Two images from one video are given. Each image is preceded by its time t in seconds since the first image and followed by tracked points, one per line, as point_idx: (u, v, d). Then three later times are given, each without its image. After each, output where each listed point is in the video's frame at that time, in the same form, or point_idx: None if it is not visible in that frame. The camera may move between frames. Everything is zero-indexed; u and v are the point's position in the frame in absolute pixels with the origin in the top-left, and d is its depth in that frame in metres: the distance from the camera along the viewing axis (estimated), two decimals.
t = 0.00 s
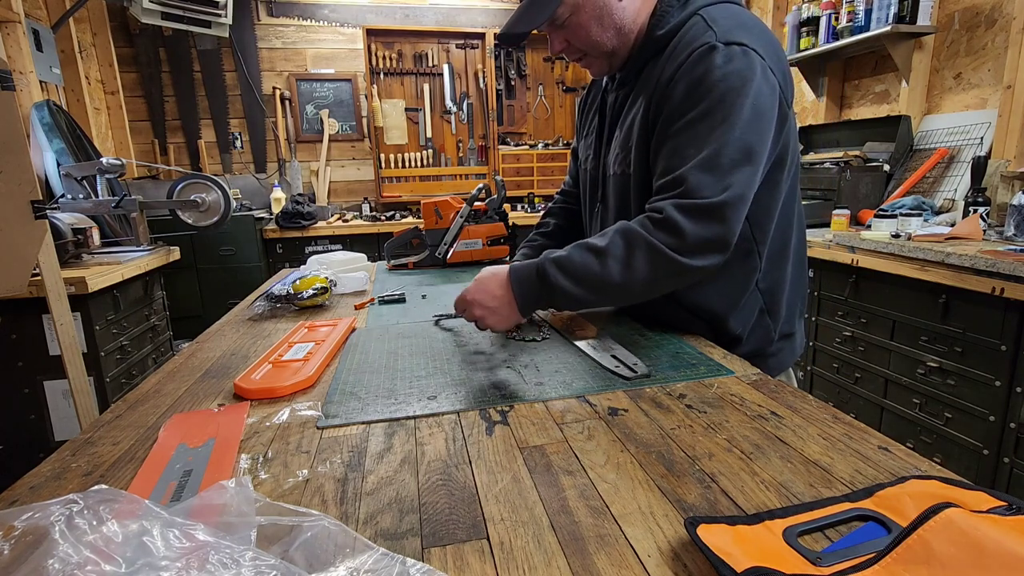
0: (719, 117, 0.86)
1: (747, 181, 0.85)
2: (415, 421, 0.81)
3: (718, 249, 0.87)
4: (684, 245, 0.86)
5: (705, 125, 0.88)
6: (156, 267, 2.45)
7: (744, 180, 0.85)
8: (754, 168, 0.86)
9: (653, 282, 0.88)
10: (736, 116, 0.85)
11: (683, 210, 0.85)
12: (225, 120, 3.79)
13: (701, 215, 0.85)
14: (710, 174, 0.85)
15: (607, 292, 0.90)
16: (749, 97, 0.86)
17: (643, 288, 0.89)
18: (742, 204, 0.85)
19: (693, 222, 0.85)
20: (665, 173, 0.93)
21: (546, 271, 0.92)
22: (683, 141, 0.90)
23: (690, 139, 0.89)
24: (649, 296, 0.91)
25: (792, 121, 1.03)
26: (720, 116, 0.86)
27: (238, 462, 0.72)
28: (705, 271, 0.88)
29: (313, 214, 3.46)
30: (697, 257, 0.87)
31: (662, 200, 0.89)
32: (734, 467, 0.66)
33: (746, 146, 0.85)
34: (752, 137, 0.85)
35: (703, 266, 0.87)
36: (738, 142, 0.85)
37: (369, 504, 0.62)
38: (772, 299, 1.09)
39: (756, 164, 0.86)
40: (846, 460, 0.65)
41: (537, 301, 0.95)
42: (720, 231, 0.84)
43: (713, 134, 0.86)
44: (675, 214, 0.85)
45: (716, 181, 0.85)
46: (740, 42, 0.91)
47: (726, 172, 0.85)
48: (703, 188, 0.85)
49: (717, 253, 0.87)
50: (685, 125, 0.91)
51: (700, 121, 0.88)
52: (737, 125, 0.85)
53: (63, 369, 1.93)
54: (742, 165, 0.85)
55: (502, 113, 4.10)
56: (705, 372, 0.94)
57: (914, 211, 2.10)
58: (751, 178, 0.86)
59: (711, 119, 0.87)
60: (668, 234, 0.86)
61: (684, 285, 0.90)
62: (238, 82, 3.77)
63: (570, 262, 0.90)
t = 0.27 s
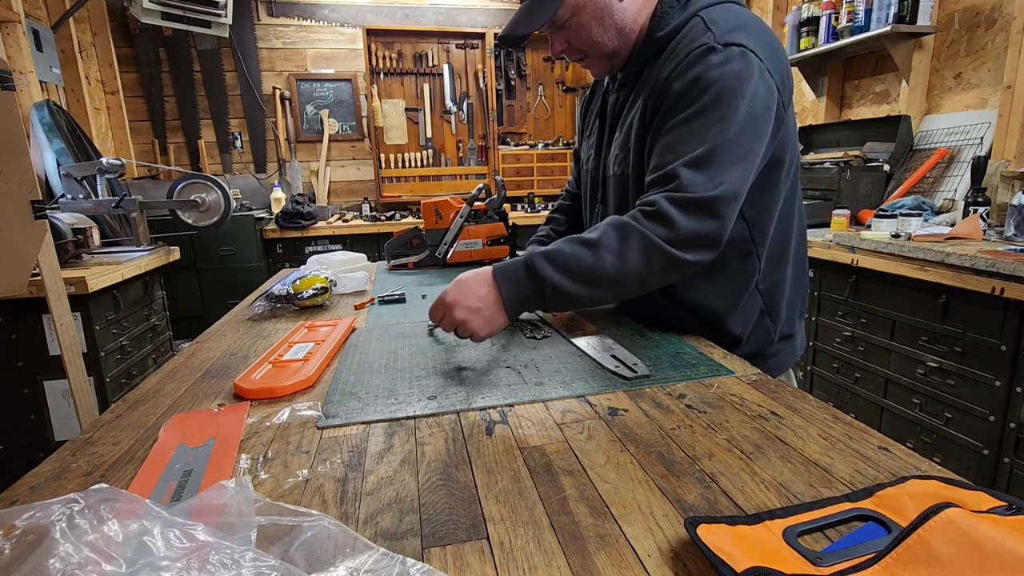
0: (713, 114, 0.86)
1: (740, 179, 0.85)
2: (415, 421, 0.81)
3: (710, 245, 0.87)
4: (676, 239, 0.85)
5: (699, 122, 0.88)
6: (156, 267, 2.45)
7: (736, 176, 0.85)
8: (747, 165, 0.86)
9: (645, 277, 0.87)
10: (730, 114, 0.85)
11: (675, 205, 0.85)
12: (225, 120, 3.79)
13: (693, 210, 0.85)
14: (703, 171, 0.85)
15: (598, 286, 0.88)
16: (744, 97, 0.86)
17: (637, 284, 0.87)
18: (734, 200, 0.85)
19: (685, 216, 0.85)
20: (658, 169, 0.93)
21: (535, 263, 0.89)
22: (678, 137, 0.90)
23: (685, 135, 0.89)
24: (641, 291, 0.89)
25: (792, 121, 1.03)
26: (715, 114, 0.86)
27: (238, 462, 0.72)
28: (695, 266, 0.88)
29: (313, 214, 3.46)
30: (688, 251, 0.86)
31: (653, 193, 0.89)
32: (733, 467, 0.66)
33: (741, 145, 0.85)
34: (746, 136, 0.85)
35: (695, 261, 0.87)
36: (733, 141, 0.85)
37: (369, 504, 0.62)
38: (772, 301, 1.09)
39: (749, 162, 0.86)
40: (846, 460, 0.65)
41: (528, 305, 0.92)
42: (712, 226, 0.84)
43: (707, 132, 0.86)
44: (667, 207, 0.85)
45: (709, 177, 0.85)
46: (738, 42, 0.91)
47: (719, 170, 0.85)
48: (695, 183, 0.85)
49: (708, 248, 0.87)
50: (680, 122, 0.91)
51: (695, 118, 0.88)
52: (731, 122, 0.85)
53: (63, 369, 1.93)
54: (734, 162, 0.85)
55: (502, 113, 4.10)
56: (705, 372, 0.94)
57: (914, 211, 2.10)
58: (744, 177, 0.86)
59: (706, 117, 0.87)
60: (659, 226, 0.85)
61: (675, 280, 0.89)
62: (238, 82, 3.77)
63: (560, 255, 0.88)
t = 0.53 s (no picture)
0: (717, 113, 0.86)
1: (748, 176, 0.84)
2: (415, 421, 0.81)
3: (721, 244, 0.85)
4: (689, 241, 0.83)
5: (704, 122, 0.87)
6: (156, 267, 2.44)
7: (744, 174, 0.84)
8: (754, 163, 0.85)
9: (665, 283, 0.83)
10: (734, 112, 0.85)
11: (683, 206, 0.84)
12: (225, 120, 3.79)
13: (701, 210, 0.83)
14: (709, 171, 0.84)
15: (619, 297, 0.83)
16: (749, 95, 0.86)
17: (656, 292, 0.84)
18: (744, 199, 0.84)
19: (693, 216, 0.83)
20: (665, 171, 0.92)
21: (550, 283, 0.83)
22: (682, 138, 0.90)
23: (690, 136, 0.89)
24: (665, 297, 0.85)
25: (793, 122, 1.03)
26: (719, 114, 0.86)
27: (238, 462, 0.73)
28: (710, 268, 0.85)
29: (313, 214, 3.46)
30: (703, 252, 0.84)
31: (662, 197, 0.87)
32: (734, 467, 0.66)
33: (746, 144, 0.85)
34: (751, 136, 0.85)
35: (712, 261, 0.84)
36: (738, 141, 0.84)
37: (369, 504, 0.62)
38: (772, 301, 1.09)
39: (756, 161, 0.85)
40: (846, 460, 0.65)
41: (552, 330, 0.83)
42: (724, 224, 0.82)
43: (712, 132, 0.86)
44: (675, 208, 0.84)
45: (716, 177, 0.84)
46: (739, 41, 0.91)
47: (726, 169, 0.84)
48: (702, 183, 0.84)
49: (720, 248, 0.85)
50: (684, 123, 0.90)
51: (700, 119, 0.88)
52: (736, 121, 0.85)
53: (63, 369, 1.93)
54: (741, 160, 0.84)
55: (502, 113, 4.10)
56: (705, 372, 0.94)
57: (914, 211, 2.10)
58: (752, 175, 0.85)
59: (710, 117, 0.87)
60: (671, 229, 0.83)
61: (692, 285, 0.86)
62: (238, 82, 3.77)
63: (574, 268, 0.84)
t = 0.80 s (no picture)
0: (717, 114, 0.87)
1: (746, 176, 0.84)
2: (415, 421, 0.81)
3: (721, 245, 0.85)
4: (680, 245, 0.86)
5: (705, 123, 0.88)
6: (156, 267, 2.44)
7: (742, 174, 0.84)
8: (753, 164, 0.85)
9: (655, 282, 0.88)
10: (733, 113, 0.85)
11: (682, 208, 0.85)
12: (225, 120, 3.79)
13: (698, 212, 0.85)
14: (708, 171, 0.85)
15: (610, 295, 0.92)
16: (750, 96, 0.86)
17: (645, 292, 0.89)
18: (742, 200, 0.84)
19: (688, 218, 0.85)
20: (668, 174, 0.93)
21: (555, 279, 0.98)
22: (684, 141, 0.91)
23: (691, 138, 0.89)
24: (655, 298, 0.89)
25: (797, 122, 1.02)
26: (720, 115, 0.86)
27: (238, 462, 0.72)
28: (706, 269, 0.85)
29: (313, 214, 3.46)
30: (696, 252, 0.85)
31: (663, 199, 0.90)
32: (734, 467, 0.66)
33: (747, 144, 0.85)
34: (753, 135, 0.85)
35: (708, 261, 0.85)
36: (739, 140, 0.84)
37: (369, 504, 0.62)
38: (773, 300, 1.09)
39: (758, 160, 0.85)
40: (846, 460, 0.65)
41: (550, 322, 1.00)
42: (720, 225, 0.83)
43: (712, 133, 0.86)
44: (670, 210, 0.87)
45: (716, 176, 0.84)
46: (743, 41, 0.91)
47: (725, 168, 0.84)
48: (699, 184, 0.85)
49: (719, 248, 0.85)
50: (686, 124, 0.91)
51: (701, 120, 0.88)
52: (734, 122, 0.85)
53: (63, 369, 1.93)
54: (740, 161, 0.84)
55: (502, 113, 4.10)
56: (705, 372, 0.94)
57: (914, 211, 2.10)
58: (753, 174, 0.85)
59: (711, 118, 0.87)
60: (662, 231, 0.87)
61: (689, 287, 0.87)
62: (238, 82, 3.77)
63: (581, 269, 0.96)
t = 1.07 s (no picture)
0: (713, 112, 0.87)
1: (739, 174, 0.83)
2: (415, 421, 0.81)
3: (713, 244, 0.85)
4: (672, 241, 0.86)
5: (701, 122, 0.88)
6: (156, 267, 2.44)
7: (735, 172, 0.83)
8: (747, 162, 0.84)
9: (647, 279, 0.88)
10: (728, 111, 0.85)
11: (675, 205, 0.85)
12: (225, 120, 3.79)
13: (690, 209, 0.85)
14: (701, 168, 0.85)
15: (603, 291, 0.92)
16: (745, 94, 0.86)
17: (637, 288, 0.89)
18: (735, 198, 0.84)
19: (680, 215, 0.85)
20: (664, 172, 0.93)
21: (551, 277, 0.98)
22: (681, 139, 0.91)
23: (687, 137, 0.89)
24: (645, 296, 0.89)
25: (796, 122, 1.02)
26: (715, 113, 0.86)
27: (238, 462, 0.72)
28: (697, 266, 0.85)
29: (313, 214, 3.46)
30: (686, 250, 0.85)
31: (657, 196, 0.90)
32: (734, 467, 0.66)
33: (742, 142, 0.84)
34: (747, 134, 0.85)
35: (698, 259, 0.85)
36: (734, 139, 0.84)
37: (369, 504, 0.62)
38: (772, 301, 1.09)
39: (752, 159, 0.85)
40: (846, 460, 0.65)
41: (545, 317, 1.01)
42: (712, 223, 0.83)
43: (708, 132, 0.86)
44: (663, 208, 0.87)
45: (708, 175, 0.84)
46: (742, 41, 0.91)
47: (719, 166, 0.84)
48: (692, 181, 0.85)
49: (711, 246, 0.85)
50: (681, 123, 0.91)
51: (697, 118, 0.88)
52: (729, 120, 0.85)
53: (63, 369, 1.93)
54: (733, 158, 0.84)
55: (502, 113, 4.10)
56: (705, 372, 0.94)
57: (914, 211, 2.10)
58: (747, 172, 0.84)
59: (707, 116, 0.87)
60: (655, 228, 0.88)
61: (680, 285, 0.87)
62: (238, 82, 3.77)
63: (575, 266, 0.96)
